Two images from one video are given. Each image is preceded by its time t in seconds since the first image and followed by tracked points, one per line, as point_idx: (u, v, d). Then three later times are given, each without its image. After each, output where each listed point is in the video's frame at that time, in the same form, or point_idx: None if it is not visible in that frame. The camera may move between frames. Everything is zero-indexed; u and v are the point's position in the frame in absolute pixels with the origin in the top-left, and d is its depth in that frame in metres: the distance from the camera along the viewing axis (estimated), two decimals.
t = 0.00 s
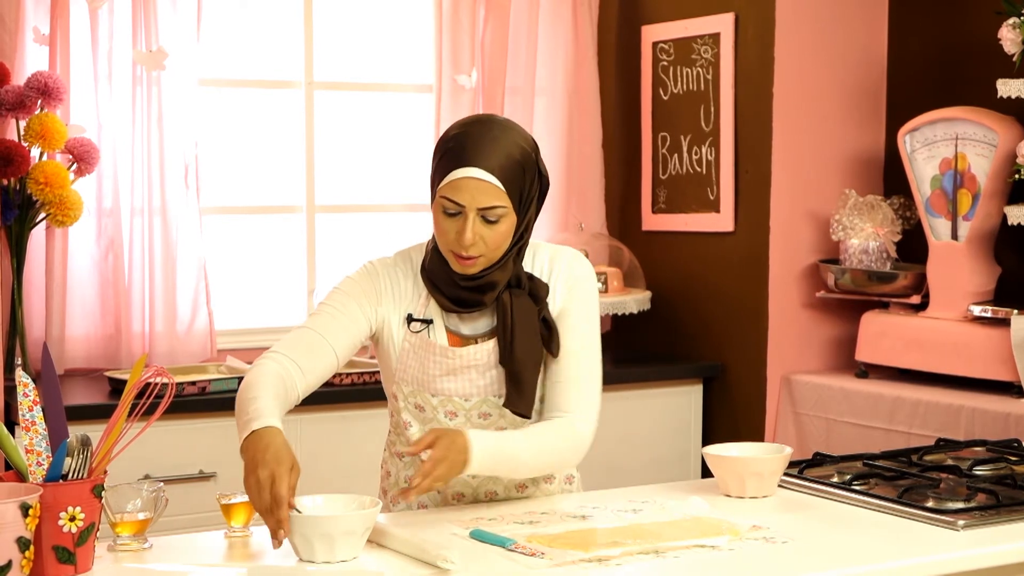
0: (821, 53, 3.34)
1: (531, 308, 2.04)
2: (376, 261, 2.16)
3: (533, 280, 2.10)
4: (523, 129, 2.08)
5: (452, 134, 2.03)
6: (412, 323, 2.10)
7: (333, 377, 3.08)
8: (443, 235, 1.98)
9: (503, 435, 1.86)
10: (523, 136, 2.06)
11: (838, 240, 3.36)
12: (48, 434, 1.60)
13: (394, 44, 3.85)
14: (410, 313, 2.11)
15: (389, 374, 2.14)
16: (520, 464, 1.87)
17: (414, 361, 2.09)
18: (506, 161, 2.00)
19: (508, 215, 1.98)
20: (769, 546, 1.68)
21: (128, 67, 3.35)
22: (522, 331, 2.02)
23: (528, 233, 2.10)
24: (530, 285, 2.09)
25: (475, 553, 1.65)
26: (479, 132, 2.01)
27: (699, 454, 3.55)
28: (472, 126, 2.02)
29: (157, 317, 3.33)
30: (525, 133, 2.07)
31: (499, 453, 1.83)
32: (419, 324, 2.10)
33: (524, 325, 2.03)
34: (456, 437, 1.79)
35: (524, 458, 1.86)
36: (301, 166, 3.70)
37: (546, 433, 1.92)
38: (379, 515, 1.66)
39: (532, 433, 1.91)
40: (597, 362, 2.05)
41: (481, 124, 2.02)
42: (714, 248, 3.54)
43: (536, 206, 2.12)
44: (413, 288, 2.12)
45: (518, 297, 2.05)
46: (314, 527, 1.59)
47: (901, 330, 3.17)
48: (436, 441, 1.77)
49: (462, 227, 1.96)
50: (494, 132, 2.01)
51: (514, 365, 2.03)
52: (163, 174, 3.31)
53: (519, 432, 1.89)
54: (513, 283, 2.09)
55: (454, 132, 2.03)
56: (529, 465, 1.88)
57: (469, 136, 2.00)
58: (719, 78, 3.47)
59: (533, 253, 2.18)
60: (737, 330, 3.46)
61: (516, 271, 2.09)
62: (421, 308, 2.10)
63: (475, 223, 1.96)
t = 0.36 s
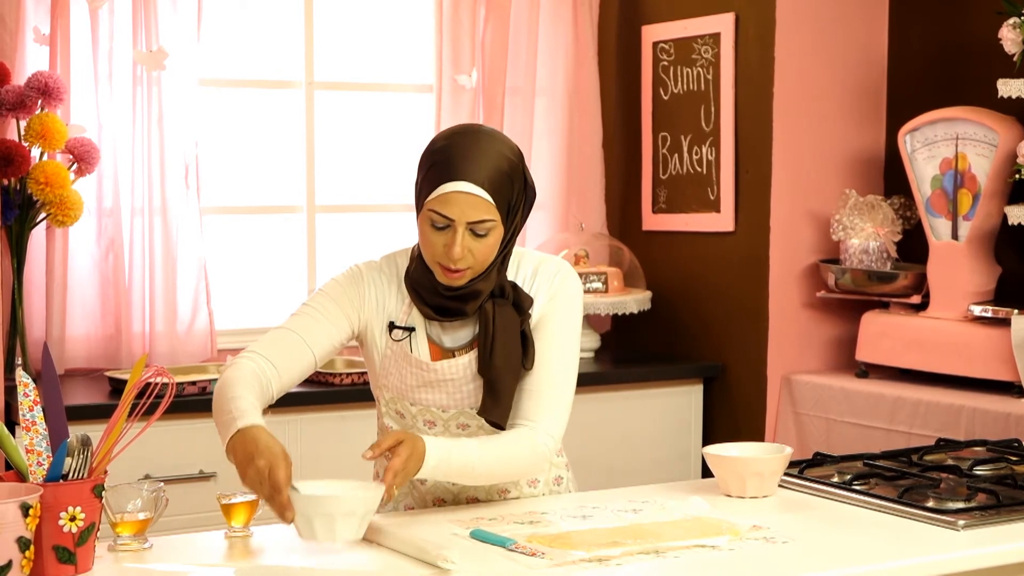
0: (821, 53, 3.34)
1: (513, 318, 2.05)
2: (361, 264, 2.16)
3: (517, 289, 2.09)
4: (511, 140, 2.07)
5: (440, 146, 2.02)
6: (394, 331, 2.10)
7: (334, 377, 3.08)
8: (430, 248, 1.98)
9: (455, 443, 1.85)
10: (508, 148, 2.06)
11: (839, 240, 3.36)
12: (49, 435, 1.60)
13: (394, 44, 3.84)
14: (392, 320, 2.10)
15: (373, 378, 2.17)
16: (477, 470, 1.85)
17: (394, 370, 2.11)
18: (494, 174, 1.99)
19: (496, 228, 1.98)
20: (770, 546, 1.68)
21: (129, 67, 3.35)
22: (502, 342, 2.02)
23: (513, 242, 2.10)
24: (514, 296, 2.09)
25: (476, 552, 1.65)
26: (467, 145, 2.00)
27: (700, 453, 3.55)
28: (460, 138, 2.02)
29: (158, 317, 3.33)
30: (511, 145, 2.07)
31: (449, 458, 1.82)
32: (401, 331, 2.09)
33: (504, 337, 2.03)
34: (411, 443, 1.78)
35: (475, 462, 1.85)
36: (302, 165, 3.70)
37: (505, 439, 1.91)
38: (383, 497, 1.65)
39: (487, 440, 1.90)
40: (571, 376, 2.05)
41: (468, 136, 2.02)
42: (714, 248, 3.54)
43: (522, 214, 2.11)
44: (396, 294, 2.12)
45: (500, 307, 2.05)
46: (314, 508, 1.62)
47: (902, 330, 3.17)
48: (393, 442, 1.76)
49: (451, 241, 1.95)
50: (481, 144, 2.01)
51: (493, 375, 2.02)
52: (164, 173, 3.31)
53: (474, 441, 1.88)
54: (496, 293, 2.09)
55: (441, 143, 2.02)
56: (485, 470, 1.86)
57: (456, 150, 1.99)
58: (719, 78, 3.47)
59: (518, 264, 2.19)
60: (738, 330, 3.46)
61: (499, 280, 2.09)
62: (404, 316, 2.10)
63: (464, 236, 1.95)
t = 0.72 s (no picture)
0: (820, 53, 3.34)
1: (522, 309, 2.06)
2: (359, 261, 2.15)
3: (524, 280, 2.11)
4: (520, 133, 2.07)
5: (450, 137, 2.02)
6: (397, 323, 2.09)
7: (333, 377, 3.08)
8: (440, 239, 1.98)
9: (520, 431, 1.95)
10: (518, 140, 2.06)
11: (838, 239, 3.36)
12: (47, 434, 1.60)
13: (394, 44, 3.84)
14: (394, 312, 2.10)
15: (374, 374, 2.14)
16: (541, 460, 1.97)
17: (400, 360, 2.09)
18: (504, 168, 2.00)
19: (505, 221, 1.99)
20: (769, 546, 1.68)
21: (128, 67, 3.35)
22: (513, 334, 2.04)
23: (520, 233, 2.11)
24: (520, 286, 2.10)
25: (475, 552, 1.65)
26: (478, 137, 2.00)
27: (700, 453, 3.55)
28: (470, 130, 2.02)
29: (157, 317, 3.33)
30: (520, 137, 2.07)
31: (517, 446, 1.92)
32: (404, 323, 2.09)
33: (515, 325, 2.04)
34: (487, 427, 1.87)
35: (538, 450, 1.96)
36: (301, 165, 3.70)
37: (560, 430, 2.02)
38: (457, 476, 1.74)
39: (544, 431, 2.00)
40: (596, 372, 2.11)
41: (479, 129, 2.02)
42: (713, 248, 3.54)
43: (529, 207, 2.11)
44: (398, 287, 2.11)
45: (508, 298, 2.06)
46: (395, 485, 1.68)
47: (901, 330, 3.17)
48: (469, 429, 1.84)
49: (462, 233, 1.96)
50: (491, 137, 2.01)
51: (505, 367, 2.04)
52: (163, 173, 3.31)
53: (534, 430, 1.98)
54: (503, 283, 2.10)
55: (452, 135, 2.02)
56: (546, 459, 1.98)
57: (467, 142, 1.99)
58: (719, 78, 3.47)
59: (524, 259, 2.18)
60: (737, 330, 3.46)
61: (506, 271, 2.10)
62: (406, 307, 2.10)
63: (475, 230, 1.96)
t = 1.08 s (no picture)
0: (819, 53, 3.34)
1: (529, 307, 2.06)
2: (363, 262, 2.14)
3: (529, 278, 2.11)
4: (527, 135, 2.07)
5: (458, 140, 2.01)
6: (403, 322, 2.09)
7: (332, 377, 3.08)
8: (450, 244, 1.98)
9: (525, 441, 1.95)
10: (525, 143, 2.06)
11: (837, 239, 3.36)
12: (47, 434, 1.60)
13: (393, 44, 3.84)
14: (400, 311, 2.09)
15: (380, 374, 2.14)
16: (546, 467, 1.97)
17: (408, 359, 2.09)
18: (513, 172, 2.00)
19: (515, 225, 1.99)
20: (768, 545, 1.68)
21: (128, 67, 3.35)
22: (522, 332, 2.04)
23: (526, 233, 2.11)
24: (526, 284, 2.10)
25: (475, 553, 1.64)
26: (487, 142, 1.99)
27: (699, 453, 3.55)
28: (479, 133, 2.01)
29: (156, 317, 3.33)
30: (527, 139, 2.06)
31: (522, 458, 1.92)
32: (410, 322, 2.09)
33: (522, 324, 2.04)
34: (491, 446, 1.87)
35: (543, 459, 1.96)
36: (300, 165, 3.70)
37: (563, 433, 2.02)
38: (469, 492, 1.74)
39: (550, 438, 2.00)
40: (600, 371, 2.12)
41: (487, 132, 2.01)
42: (713, 247, 3.54)
43: (535, 206, 2.11)
44: (402, 286, 2.11)
45: (516, 296, 2.07)
46: (410, 508, 1.69)
47: (900, 330, 3.17)
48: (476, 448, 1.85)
49: (472, 238, 1.96)
50: (500, 140, 2.01)
51: (514, 364, 2.03)
52: (162, 173, 3.31)
53: (538, 436, 1.98)
54: (509, 282, 2.10)
55: (460, 138, 2.01)
56: (551, 467, 1.98)
57: (477, 146, 1.98)
58: (718, 78, 3.47)
59: (528, 258, 2.18)
60: (736, 330, 3.46)
61: (512, 270, 2.10)
62: (412, 307, 2.09)
63: (485, 234, 1.96)
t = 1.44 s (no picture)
0: (818, 53, 3.34)
1: (526, 306, 2.06)
2: (363, 264, 2.14)
3: (527, 278, 2.12)
4: (529, 134, 2.08)
5: (459, 133, 2.02)
6: (402, 321, 2.09)
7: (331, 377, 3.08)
8: (445, 233, 1.98)
9: (521, 443, 1.95)
10: (527, 140, 2.06)
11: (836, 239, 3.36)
12: (46, 434, 1.60)
13: (392, 44, 3.84)
14: (399, 311, 2.09)
15: (378, 374, 2.13)
16: (542, 468, 1.97)
17: (407, 357, 2.08)
18: (512, 165, 2.00)
19: (511, 218, 1.99)
20: (767, 545, 1.68)
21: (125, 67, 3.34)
22: (516, 332, 2.04)
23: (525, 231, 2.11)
24: (524, 284, 2.11)
25: (474, 552, 1.64)
26: (487, 134, 2.00)
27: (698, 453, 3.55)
28: (479, 126, 2.02)
29: (155, 317, 3.33)
30: (529, 137, 2.07)
31: (518, 459, 1.93)
32: (410, 321, 2.09)
33: (519, 322, 2.04)
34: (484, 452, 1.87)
35: (540, 460, 1.96)
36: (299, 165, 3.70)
37: (559, 435, 2.02)
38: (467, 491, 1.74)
39: (547, 439, 2.00)
40: (598, 371, 2.12)
41: (488, 126, 2.02)
42: (712, 247, 3.54)
43: (534, 207, 2.12)
44: (401, 286, 2.10)
45: (513, 295, 2.07)
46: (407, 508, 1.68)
47: (899, 329, 3.17)
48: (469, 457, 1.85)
49: (466, 228, 1.96)
50: (500, 134, 2.01)
51: (509, 363, 2.04)
52: (161, 173, 3.31)
53: (534, 438, 1.99)
54: (507, 281, 2.10)
55: (460, 131, 2.02)
56: (549, 467, 1.98)
57: (476, 138, 1.99)
58: (717, 77, 3.47)
59: (529, 257, 2.18)
60: (735, 330, 3.46)
61: (510, 270, 2.10)
62: (412, 306, 2.09)
63: (480, 225, 1.96)
